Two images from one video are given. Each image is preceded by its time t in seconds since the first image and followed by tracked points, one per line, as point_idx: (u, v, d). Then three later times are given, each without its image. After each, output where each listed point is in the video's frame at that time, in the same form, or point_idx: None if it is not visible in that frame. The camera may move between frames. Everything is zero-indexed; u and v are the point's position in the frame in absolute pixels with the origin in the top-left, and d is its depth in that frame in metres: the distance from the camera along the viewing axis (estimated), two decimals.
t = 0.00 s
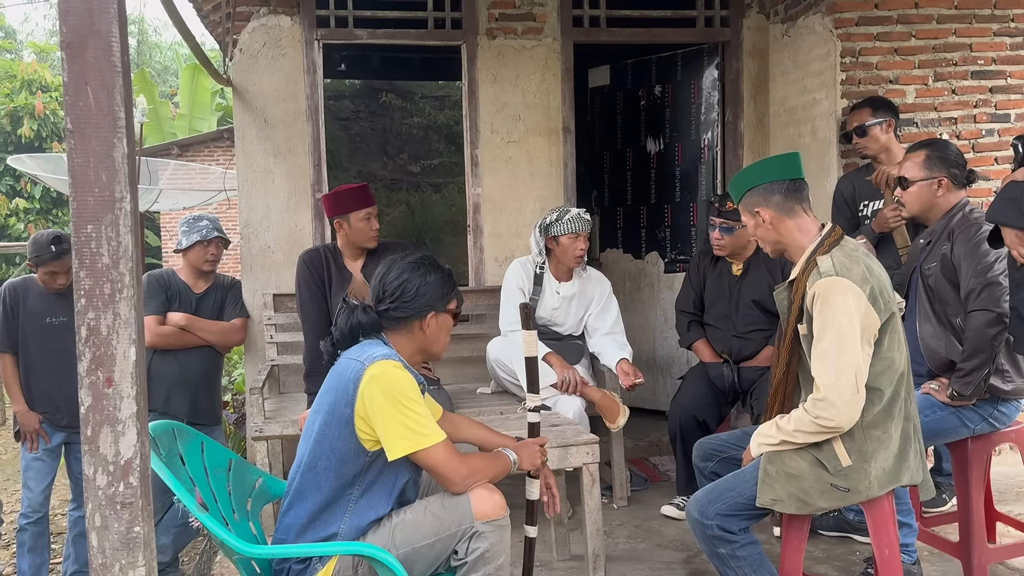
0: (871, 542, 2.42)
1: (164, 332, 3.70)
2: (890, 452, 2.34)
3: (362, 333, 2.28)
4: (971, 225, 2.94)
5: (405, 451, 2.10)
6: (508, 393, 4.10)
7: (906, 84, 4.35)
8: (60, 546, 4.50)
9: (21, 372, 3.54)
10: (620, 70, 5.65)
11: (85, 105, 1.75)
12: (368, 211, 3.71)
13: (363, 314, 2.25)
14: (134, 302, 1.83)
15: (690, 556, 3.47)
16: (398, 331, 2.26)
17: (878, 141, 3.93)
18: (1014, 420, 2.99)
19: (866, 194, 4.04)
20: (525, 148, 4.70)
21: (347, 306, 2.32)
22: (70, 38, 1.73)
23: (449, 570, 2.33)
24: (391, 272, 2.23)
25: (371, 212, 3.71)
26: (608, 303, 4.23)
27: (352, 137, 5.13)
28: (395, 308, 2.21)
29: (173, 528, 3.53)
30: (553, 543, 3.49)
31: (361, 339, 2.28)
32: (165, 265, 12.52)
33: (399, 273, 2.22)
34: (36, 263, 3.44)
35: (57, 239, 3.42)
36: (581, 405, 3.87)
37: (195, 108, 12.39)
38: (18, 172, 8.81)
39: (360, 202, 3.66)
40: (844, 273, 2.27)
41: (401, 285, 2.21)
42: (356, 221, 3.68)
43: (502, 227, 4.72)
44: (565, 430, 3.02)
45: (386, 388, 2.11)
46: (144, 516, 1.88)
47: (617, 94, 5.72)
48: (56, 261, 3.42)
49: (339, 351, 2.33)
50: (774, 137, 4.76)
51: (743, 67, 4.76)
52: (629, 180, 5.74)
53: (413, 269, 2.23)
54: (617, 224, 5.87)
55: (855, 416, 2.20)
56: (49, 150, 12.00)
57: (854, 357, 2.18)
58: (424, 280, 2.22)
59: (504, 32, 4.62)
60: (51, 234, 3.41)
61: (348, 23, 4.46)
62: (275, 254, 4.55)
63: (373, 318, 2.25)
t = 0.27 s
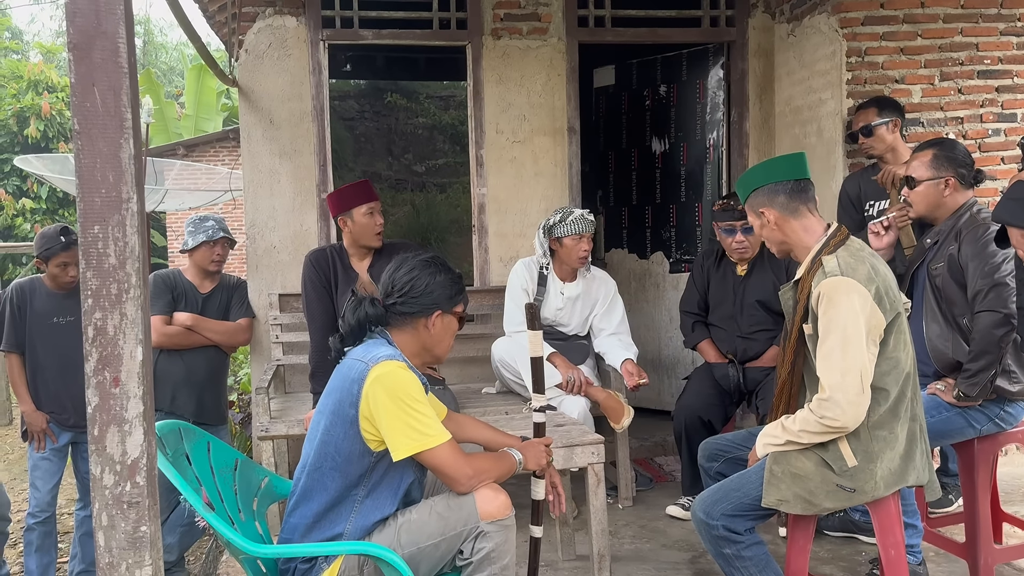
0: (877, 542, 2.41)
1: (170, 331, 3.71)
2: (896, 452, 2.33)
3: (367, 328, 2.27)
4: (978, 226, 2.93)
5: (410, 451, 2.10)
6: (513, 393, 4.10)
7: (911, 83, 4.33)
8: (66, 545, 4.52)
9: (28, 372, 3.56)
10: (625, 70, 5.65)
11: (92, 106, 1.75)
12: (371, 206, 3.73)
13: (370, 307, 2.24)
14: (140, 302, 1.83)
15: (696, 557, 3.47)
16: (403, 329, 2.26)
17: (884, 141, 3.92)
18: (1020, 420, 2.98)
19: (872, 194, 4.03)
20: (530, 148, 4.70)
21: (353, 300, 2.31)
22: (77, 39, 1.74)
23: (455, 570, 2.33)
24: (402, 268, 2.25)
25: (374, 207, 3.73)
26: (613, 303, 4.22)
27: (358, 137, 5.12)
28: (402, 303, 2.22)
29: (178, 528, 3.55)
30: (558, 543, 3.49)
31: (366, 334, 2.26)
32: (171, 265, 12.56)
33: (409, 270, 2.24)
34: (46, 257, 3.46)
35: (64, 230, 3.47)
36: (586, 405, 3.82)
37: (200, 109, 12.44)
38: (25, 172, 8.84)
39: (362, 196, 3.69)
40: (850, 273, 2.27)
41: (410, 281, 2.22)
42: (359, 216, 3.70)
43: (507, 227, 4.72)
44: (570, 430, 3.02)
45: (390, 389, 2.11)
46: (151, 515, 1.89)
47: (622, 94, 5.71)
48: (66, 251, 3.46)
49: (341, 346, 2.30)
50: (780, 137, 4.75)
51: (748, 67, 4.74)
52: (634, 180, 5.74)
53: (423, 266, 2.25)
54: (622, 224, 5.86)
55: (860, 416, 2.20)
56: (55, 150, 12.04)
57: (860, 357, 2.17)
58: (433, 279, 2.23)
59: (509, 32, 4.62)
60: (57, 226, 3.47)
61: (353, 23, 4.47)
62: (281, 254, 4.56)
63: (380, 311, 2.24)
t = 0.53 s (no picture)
0: (881, 543, 2.41)
1: (176, 332, 3.73)
2: (900, 452, 2.33)
3: (371, 325, 2.28)
4: (983, 227, 2.93)
5: (413, 451, 2.11)
6: (518, 393, 4.10)
7: (916, 84, 4.33)
8: (72, 544, 4.54)
9: (36, 372, 3.57)
10: (630, 71, 5.65)
11: (99, 107, 1.77)
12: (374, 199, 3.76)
13: (375, 303, 2.25)
14: (147, 302, 1.85)
15: (700, 557, 3.47)
16: (406, 327, 2.26)
17: (890, 141, 3.92)
18: None
19: (876, 194, 4.02)
20: (535, 148, 4.71)
21: (359, 296, 2.32)
22: (84, 42, 1.75)
23: (459, 569, 2.34)
24: (408, 267, 2.27)
25: (378, 200, 3.76)
26: (617, 304, 4.25)
27: (362, 137, 5.19)
28: (407, 300, 2.23)
29: (184, 527, 3.58)
30: (562, 543, 3.50)
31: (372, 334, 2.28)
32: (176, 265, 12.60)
33: (415, 269, 2.25)
34: (54, 254, 3.48)
35: (70, 226, 3.52)
36: (591, 405, 3.84)
37: (206, 109, 12.48)
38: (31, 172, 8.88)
39: (366, 189, 3.74)
40: (854, 273, 2.27)
41: (415, 279, 2.24)
42: (362, 209, 3.73)
43: (512, 227, 4.73)
44: (574, 430, 3.03)
45: (394, 389, 2.12)
46: (158, 515, 1.90)
47: (626, 94, 5.71)
48: (74, 244, 3.49)
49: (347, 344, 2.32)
50: (785, 137, 4.74)
51: (753, 67, 4.74)
52: (639, 180, 5.73)
53: (429, 266, 2.27)
54: (626, 224, 5.86)
55: (864, 417, 2.20)
56: (61, 150, 12.09)
57: (864, 357, 2.17)
58: (439, 278, 2.25)
59: (513, 33, 4.63)
60: (63, 223, 3.51)
61: (358, 24, 4.48)
62: (286, 255, 4.57)
63: (385, 308, 2.25)
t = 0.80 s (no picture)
0: (884, 542, 2.42)
1: (181, 331, 3.74)
2: (902, 452, 2.34)
3: (374, 323, 2.29)
4: (986, 227, 2.93)
5: (417, 450, 2.12)
6: (522, 393, 4.11)
7: (920, 84, 4.33)
8: (78, 542, 4.57)
9: (44, 371, 3.59)
10: (634, 71, 5.66)
11: (106, 109, 1.78)
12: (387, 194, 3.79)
13: (377, 302, 2.27)
14: (153, 302, 1.86)
15: (704, 556, 3.47)
16: (409, 326, 2.27)
17: (895, 141, 3.92)
18: None
19: (880, 194, 4.02)
20: (538, 148, 4.72)
21: (362, 295, 2.34)
22: (91, 43, 1.76)
23: (463, 568, 2.35)
24: (409, 265, 2.28)
25: (390, 196, 3.78)
26: (621, 302, 4.25)
27: (367, 137, 5.10)
28: (408, 298, 2.24)
29: (189, 526, 3.58)
30: (566, 542, 3.51)
31: (376, 333, 2.30)
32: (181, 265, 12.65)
33: (416, 267, 2.27)
34: (60, 252, 3.51)
35: (76, 224, 3.54)
36: (595, 406, 3.88)
37: (210, 110, 12.53)
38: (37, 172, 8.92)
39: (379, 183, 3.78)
40: (857, 274, 2.27)
41: (416, 277, 2.25)
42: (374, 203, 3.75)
43: (516, 227, 4.74)
44: (577, 429, 3.04)
45: (397, 389, 2.13)
46: (163, 513, 1.91)
47: (630, 94, 5.72)
48: (79, 242, 3.49)
49: (351, 343, 2.34)
50: (788, 137, 4.75)
51: (756, 67, 4.74)
52: (643, 181, 5.74)
53: (430, 264, 2.28)
54: (630, 224, 5.87)
55: (867, 416, 2.20)
56: (66, 150, 12.13)
57: (867, 357, 2.18)
58: (440, 276, 2.26)
59: (517, 33, 4.64)
60: (69, 222, 3.54)
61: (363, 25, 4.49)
62: (290, 255, 4.59)
63: (387, 306, 2.27)
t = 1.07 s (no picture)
0: (889, 540, 2.41)
1: (185, 330, 3.75)
2: (908, 450, 2.33)
3: (378, 319, 2.29)
4: (991, 224, 2.92)
5: (421, 447, 2.12)
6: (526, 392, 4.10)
7: (925, 82, 4.31)
8: (83, 540, 4.58)
9: (47, 369, 3.60)
10: (638, 69, 5.66)
11: (110, 105, 1.78)
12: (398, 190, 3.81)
13: (381, 297, 2.26)
14: (157, 298, 1.86)
15: (708, 555, 3.47)
16: (413, 322, 2.27)
17: (900, 139, 3.90)
18: None
19: (885, 192, 4.01)
20: (542, 147, 4.71)
21: (366, 291, 2.34)
22: (95, 39, 1.76)
23: (467, 565, 2.35)
24: (414, 261, 2.29)
25: (400, 192, 3.78)
26: (623, 294, 4.25)
27: (370, 137, 4.99)
28: (413, 293, 2.24)
29: (194, 524, 3.59)
30: (570, 540, 3.50)
31: (379, 329, 2.29)
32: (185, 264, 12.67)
33: (421, 263, 2.27)
34: (63, 249, 3.52)
35: (77, 221, 3.56)
36: (599, 404, 3.86)
37: (214, 109, 12.56)
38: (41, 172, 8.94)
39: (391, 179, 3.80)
40: (862, 271, 2.27)
41: (421, 272, 2.25)
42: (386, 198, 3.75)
43: (519, 226, 4.74)
44: (581, 427, 3.03)
45: (401, 385, 2.13)
46: (167, 510, 1.91)
47: (634, 92, 5.72)
48: (81, 238, 3.52)
49: (353, 340, 2.33)
50: (793, 135, 4.73)
51: (761, 65, 4.73)
52: (646, 179, 5.73)
53: (435, 260, 2.29)
54: (634, 223, 5.86)
55: (872, 414, 2.19)
56: (71, 150, 12.16)
57: (872, 354, 2.17)
58: (444, 272, 2.26)
59: (521, 32, 4.64)
60: (71, 219, 3.55)
61: (366, 24, 4.49)
62: (294, 253, 4.59)
63: (391, 302, 2.26)
